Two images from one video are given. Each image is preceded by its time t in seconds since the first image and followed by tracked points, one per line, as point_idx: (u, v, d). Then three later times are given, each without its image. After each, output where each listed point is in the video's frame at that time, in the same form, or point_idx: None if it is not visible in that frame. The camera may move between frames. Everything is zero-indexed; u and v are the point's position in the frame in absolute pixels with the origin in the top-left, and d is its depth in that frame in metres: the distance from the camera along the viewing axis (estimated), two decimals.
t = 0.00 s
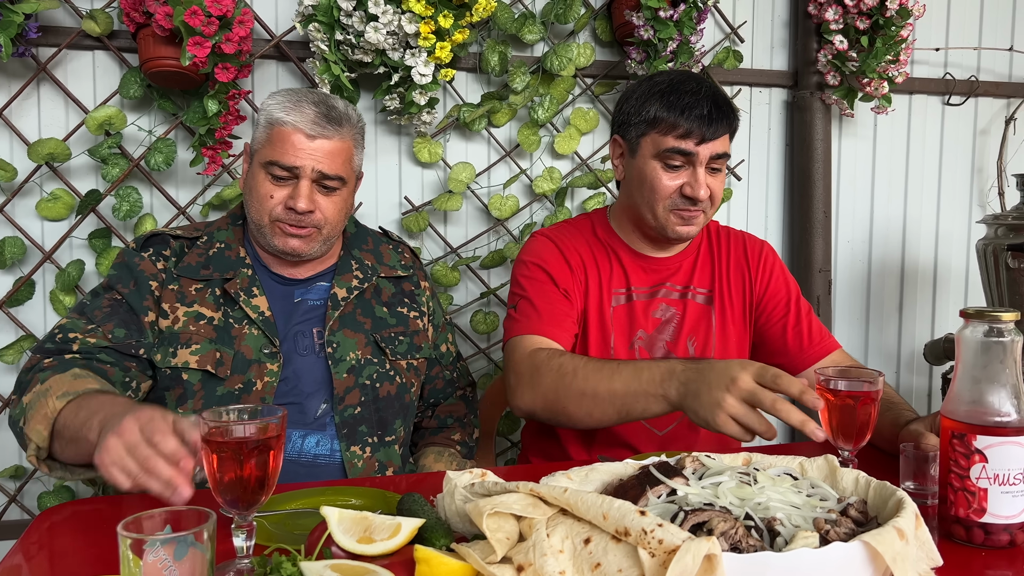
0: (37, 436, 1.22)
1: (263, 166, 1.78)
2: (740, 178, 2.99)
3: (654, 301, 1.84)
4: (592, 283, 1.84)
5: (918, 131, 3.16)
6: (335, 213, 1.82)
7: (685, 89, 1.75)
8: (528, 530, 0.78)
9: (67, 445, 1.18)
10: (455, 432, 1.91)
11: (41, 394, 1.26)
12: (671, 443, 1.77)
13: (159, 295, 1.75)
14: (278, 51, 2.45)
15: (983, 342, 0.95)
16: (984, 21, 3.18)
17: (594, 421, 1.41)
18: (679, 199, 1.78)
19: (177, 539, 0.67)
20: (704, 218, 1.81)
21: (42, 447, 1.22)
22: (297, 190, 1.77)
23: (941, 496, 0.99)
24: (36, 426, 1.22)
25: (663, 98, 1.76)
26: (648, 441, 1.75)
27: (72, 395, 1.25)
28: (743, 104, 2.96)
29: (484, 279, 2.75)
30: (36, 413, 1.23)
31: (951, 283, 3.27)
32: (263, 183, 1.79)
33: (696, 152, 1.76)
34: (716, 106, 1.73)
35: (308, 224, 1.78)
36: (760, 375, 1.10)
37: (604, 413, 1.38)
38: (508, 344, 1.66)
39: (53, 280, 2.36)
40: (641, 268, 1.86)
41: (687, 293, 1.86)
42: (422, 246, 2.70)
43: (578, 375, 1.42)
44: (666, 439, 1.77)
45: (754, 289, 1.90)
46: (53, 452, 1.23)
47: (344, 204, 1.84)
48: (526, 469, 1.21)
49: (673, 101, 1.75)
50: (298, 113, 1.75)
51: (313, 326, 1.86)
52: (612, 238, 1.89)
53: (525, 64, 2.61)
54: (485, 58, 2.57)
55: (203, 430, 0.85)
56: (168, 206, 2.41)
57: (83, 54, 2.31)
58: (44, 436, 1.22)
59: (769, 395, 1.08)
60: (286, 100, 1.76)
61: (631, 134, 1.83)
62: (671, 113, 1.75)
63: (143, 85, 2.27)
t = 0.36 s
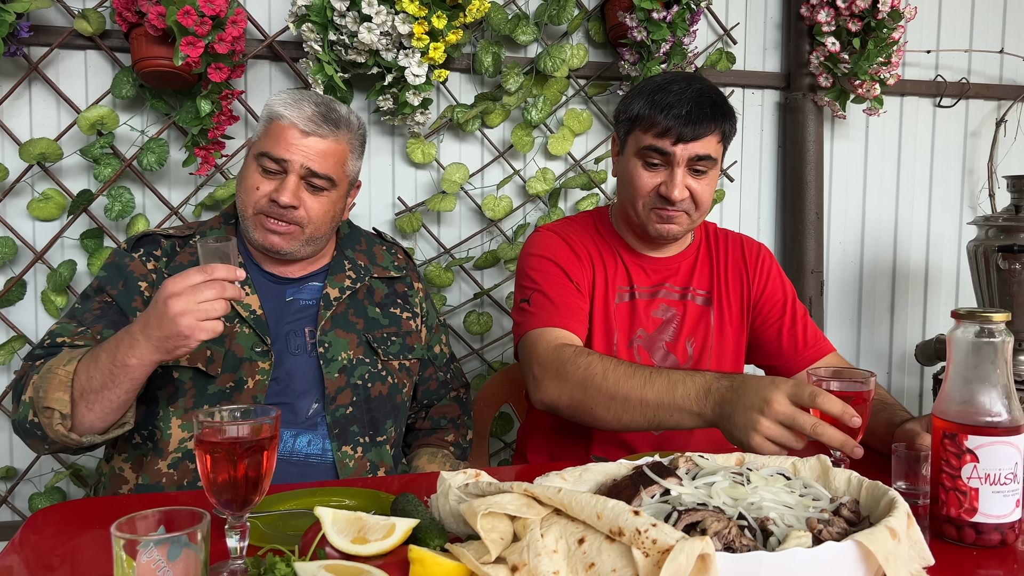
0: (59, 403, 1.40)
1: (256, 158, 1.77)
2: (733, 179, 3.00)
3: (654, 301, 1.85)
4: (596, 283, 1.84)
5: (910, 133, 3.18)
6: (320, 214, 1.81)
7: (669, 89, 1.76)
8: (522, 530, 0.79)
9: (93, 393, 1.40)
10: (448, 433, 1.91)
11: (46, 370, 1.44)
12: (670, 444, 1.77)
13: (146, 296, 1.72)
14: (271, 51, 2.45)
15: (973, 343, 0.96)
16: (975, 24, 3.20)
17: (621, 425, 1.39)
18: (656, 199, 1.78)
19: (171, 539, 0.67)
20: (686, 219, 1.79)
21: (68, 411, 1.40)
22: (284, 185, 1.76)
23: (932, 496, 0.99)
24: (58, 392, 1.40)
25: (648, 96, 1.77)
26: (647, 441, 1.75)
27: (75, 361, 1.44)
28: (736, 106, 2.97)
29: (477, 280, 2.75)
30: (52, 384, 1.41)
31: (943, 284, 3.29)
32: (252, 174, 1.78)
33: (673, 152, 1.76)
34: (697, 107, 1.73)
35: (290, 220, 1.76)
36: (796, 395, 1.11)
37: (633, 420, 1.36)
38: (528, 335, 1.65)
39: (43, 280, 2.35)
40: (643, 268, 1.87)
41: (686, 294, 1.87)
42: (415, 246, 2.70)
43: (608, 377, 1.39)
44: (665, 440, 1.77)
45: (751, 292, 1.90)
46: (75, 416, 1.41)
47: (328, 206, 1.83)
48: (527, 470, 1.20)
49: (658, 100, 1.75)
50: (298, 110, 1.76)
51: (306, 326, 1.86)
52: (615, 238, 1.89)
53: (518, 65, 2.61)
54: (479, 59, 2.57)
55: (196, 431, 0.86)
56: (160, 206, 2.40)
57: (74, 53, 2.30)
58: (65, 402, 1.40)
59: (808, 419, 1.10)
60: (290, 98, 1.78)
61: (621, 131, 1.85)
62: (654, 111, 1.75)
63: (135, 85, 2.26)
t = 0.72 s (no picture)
0: (23, 427, 1.26)
1: (255, 165, 1.77)
2: (725, 178, 3.01)
3: (647, 299, 1.85)
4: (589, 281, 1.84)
5: (900, 132, 3.20)
6: (328, 212, 1.82)
7: (656, 87, 1.76)
8: (518, 528, 0.79)
9: (57, 434, 1.24)
10: (443, 432, 1.91)
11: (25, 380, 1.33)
12: (663, 442, 1.77)
13: (143, 295, 1.73)
14: (263, 50, 2.44)
15: (966, 340, 0.97)
16: (965, 24, 3.22)
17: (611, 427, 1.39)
18: (644, 197, 1.78)
19: (167, 539, 0.67)
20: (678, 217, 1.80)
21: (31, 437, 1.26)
22: (289, 190, 1.77)
23: (925, 492, 1.00)
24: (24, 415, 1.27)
25: (636, 95, 1.77)
26: (641, 439, 1.76)
27: (54, 384, 1.31)
28: (727, 105, 2.98)
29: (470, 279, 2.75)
30: (20, 405, 1.28)
31: (933, 283, 3.31)
32: (255, 183, 1.78)
33: (661, 150, 1.76)
34: (684, 105, 1.74)
35: (300, 223, 1.78)
36: (778, 385, 1.12)
37: (624, 421, 1.36)
38: (519, 337, 1.65)
39: (34, 279, 2.33)
40: (635, 267, 1.87)
41: (679, 292, 1.87)
42: (408, 245, 2.70)
43: (598, 379, 1.40)
44: (658, 438, 1.77)
45: (744, 290, 1.91)
46: (40, 443, 1.28)
47: (334, 203, 1.84)
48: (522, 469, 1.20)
49: (645, 99, 1.75)
50: (291, 111, 1.75)
51: (301, 326, 1.85)
52: (607, 237, 1.90)
53: (511, 63, 2.61)
54: (471, 58, 2.57)
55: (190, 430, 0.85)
56: (152, 205, 2.39)
57: (65, 51, 2.28)
58: (29, 426, 1.26)
59: (792, 410, 1.10)
60: (277, 98, 1.76)
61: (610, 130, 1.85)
62: (643, 111, 1.75)
63: (126, 83, 2.25)
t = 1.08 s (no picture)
0: (10, 453, 1.20)
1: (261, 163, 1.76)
2: (717, 174, 3.02)
3: (638, 295, 1.85)
4: (578, 277, 1.85)
5: (889, 129, 3.22)
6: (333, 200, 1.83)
7: (643, 82, 1.76)
8: (515, 521, 0.79)
9: (36, 473, 1.16)
10: (436, 427, 1.91)
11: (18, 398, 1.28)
12: (654, 435, 1.78)
13: (137, 294, 1.72)
14: (254, 45, 2.42)
15: (958, 333, 0.98)
16: (953, 21, 3.24)
17: (590, 414, 1.44)
18: (629, 191, 1.78)
19: (165, 533, 0.67)
20: (660, 212, 1.79)
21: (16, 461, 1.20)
22: (300, 184, 1.77)
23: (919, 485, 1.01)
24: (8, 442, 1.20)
25: (623, 90, 1.77)
26: (632, 434, 1.77)
27: (50, 416, 1.23)
28: (718, 101, 2.98)
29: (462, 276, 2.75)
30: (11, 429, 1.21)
31: (922, 279, 3.34)
32: (262, 183, 1.77)
33: (645, 145, 1.76)
34: (669, 100, 1.74)
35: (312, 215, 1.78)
36: (745, 344, 1.17)
37: (602, 407, 1.42)
38: (498, 337, 1.66)
39: (23, 276, 2.31)
40: (625, 262, 1.87)
41: (670, 287, 1.88)
42: (400, 242, 2.69)
43: (571, 370, 1.44)
44: (649, 432, 1.78)
45: (735, 285, 1.92)
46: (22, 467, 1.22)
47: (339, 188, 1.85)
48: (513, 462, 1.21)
49: (632, 94, 1.75)
50: (283, 105, 1.74)
51: (294, 324, 1.85)
52: (598, 233, 1.90)
53: (503, 59, 2.60)
54: (463, 53, 2.56)
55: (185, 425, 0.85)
56: (142, 201, 2.37)
57: (54, 46, 2.26)
58: (16, 453, 1.20)
59: (759, 367, 1.15)
60: (262, 94, 1.75)
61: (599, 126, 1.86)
62: (628, 106, 1.75)
63: (116, 78, 2.23)
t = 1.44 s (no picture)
0: None
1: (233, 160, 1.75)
2: (707, 171, 3.02)
3: (629, 292, 1.86)
4: (569, 275, 1.86)
5: (878, 127, 3.24)
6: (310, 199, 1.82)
7: (635, 80, 1.76)
8: (512, 515, 0.79)
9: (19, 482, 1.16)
10: (427, 421, 1.91)
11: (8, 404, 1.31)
12: (646, 432, 1.79)
13: (122, 294, 1.71)
14: (244, 39, 2.41)
15: (949, 329, 0.99)
16: (942, 20, 3.26)
17: (559, 408, 1.57)
18: (622, 190, 1.78)
19: (163, 528, 0.66)
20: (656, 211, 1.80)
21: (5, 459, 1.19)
22: (273, 181, 1.76)
23: (909, 479, 1.02)
24: None
25: (615, 88, 1.77)
26: (624, 430, 1.78)
27: (32, 424, 1.22)
28: (709, 98, 2.99)
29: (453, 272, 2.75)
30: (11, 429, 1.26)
31: (910, 275, 3.37)
32: (235, 179, 1.76)
33: (637, 143, 1.75)
34: (661, 98, 1.73)
35: (287, 214, 1.78)
36: (691, 313, 1.29)
37: (571, 399, 1.54)
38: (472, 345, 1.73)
39: (10, 271, 2.29)
40: (616, 259, 1.88)
41: (662, 284, 1.88)
42: (391, 237, 2.68)
43: (536, 371, 1.56)
44: (642, 429, 1.79)
45: (727, 281, 1.93)
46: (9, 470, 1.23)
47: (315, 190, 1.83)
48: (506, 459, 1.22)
49: (623, 92, 1.75)
50: (262, 102, 1.72)
51: (281, 320, 1.84)
52: (589, 231, 1.90)
53: (494, 55, 2.60)
54: (455, 49, 2.56)
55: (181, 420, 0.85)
56: (132, 195, 2.36)
57: (42, 40, 2.24)
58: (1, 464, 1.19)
59: (706, 331, 1.28)
60: (243, 89, 1.73)
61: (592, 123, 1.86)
62: (620, 104, 1.75)
63: (105, 72, 2.21)
